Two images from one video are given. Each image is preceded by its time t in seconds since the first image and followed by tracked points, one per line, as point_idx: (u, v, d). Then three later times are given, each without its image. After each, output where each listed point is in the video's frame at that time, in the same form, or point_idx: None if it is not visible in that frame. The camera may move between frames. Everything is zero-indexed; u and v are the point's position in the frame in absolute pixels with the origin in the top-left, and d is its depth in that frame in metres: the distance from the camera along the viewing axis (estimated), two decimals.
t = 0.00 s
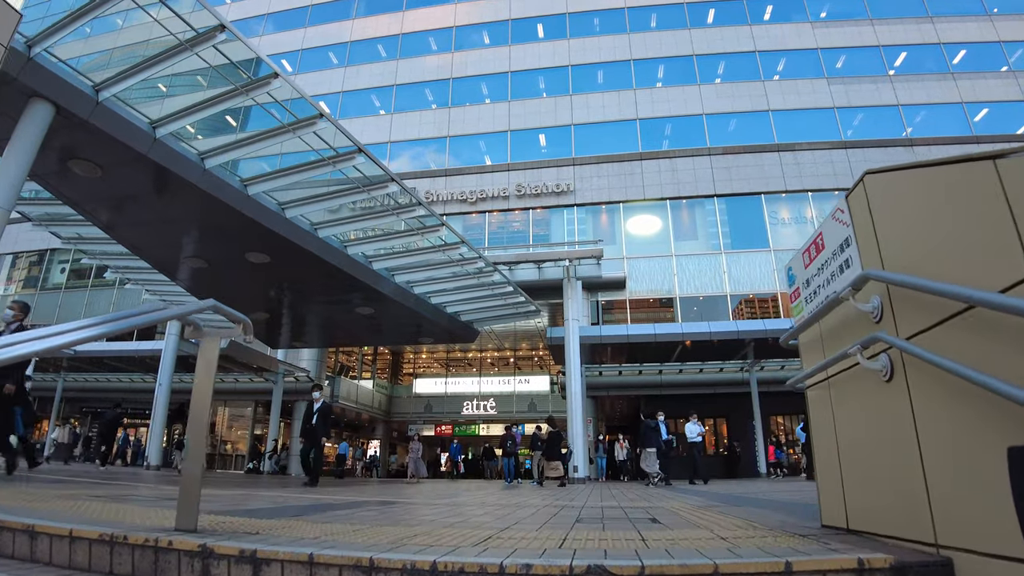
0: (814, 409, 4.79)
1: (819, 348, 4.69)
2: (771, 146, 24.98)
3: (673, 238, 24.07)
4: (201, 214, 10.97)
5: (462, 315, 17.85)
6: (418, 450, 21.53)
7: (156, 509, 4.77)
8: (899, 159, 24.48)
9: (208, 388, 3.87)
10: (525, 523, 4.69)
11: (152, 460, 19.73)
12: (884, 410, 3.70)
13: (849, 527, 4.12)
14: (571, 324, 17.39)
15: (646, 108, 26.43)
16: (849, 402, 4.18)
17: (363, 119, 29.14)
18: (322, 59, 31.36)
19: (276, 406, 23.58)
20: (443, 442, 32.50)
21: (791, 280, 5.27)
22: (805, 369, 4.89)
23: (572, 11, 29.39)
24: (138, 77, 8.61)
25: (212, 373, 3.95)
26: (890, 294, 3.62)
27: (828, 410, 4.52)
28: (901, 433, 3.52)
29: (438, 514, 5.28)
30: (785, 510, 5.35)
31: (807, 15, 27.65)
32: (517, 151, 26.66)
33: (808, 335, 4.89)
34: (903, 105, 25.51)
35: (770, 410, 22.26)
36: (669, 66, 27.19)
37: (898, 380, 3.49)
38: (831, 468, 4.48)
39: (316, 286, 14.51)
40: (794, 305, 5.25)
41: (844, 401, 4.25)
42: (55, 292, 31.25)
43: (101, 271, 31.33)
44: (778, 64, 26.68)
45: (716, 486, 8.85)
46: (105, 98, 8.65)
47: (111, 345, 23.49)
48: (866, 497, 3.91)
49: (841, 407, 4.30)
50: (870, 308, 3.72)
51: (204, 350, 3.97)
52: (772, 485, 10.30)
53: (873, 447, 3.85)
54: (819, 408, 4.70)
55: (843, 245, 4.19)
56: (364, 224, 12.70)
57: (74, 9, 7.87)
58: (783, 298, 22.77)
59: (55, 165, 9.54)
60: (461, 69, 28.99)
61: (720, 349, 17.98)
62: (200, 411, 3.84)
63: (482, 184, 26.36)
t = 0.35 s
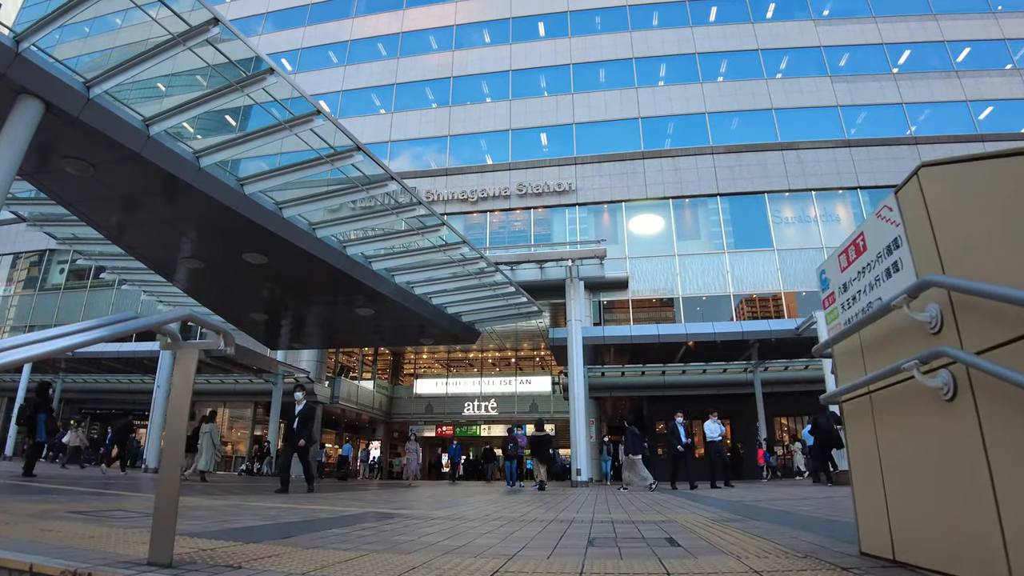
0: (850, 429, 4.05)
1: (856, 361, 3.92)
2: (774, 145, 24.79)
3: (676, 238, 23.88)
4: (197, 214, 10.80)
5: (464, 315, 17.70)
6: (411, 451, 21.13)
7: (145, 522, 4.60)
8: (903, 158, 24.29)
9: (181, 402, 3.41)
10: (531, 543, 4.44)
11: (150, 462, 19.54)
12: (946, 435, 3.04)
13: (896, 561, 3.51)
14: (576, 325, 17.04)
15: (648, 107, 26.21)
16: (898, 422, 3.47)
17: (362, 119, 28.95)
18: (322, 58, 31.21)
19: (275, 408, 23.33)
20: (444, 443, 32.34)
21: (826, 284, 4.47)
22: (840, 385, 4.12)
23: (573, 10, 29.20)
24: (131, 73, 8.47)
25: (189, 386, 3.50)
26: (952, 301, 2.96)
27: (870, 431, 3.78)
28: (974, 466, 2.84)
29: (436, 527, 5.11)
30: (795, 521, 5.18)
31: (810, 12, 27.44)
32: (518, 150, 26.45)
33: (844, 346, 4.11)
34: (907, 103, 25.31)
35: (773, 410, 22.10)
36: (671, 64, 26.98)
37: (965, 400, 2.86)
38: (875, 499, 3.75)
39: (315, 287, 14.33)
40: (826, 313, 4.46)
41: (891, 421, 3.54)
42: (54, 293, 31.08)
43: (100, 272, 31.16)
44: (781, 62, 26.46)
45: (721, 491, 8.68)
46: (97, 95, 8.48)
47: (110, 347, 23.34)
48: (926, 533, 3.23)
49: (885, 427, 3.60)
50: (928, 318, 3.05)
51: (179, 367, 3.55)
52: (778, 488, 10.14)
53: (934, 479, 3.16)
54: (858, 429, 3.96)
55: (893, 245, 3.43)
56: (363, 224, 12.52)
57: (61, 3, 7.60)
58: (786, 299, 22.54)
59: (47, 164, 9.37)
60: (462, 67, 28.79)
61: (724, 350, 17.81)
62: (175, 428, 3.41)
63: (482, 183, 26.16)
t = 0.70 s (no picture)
0: (879, 453, 3.20)
1: (888, 392, 3.08)
2: (778, 145, 24.59)
3: (678, 239, 23.70)
4: (191, 216, 10.63)
5: (463, 318, 17.54)
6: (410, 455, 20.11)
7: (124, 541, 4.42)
8: (907, 159, 24.09)
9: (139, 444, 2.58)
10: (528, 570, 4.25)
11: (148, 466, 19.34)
12: (1006, 490, 2.17)
13: None
14: (577, 328, 16.81)
15: (650, 107, 26.02)
16: (942, 459, 2.61)
17: (363, 119, 28.80)
18: (322, 58, 31.09)
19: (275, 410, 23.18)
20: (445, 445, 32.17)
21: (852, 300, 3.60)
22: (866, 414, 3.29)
23: (575, 9, 29.00)
24: (122, 70, 8.25)
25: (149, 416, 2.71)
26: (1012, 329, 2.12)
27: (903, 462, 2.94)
28: None
29: (430, 549, 4.90)
30: (802, 540, 4.97)
31: (814, 12, 27.22)
32: (520, 150, 26.27)
33: (872, 373, 3.27)
34: (912, 104, 25.10)
35: (777, 413, 21.87)
36: (673, 64, 26.77)
37: None
38: (904, 543, 2.94)
39: (312, 289, 14.17)
40: (852, 334, 3.62)
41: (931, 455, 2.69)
42: (53, 294, 30.94)
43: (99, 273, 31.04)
44: (784, 62, 26.25)
45: (724, 502, 8.45)
46: (86, 94, 8.33)
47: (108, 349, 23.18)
48: None
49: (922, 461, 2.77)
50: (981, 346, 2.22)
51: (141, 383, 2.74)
52: (783, 496, 9.91)
53: (981, 541, 2.33)
54: (887, 457, 3.12)
55: (946, 259, 2.56)
56: (360, 226, 12.36)
57: None
58: (787, 300, 22.41)
59: (36, 164, 9.19)
60: (463, 67, 28.61)
61: (727, 353, 17.60)
62: (131, 476, 2.59)
63: (484, 184, 26.00)
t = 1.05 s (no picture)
0: (890, 486, 2.75)
1: (902, 419, 2.54)
2: (775, 145, 24.44)
3: (675, 239, 23.54)
4: (176, 218, 10.42)
5: (457, 321, 17.34)
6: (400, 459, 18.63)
7: (88, 560, 4.26)
8: (905, 159, 23.97)
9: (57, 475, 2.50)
10: None
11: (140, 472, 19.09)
12: None
13: None
14: (572, 329, 16.67)
15: (647, 106, 25.86)
16: (964, 495, 2.15)
17: (357, 119, 28.62)
18: (317, 58, 30.91)
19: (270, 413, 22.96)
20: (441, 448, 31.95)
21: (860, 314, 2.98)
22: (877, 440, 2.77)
23: (571, 9, 28.83)
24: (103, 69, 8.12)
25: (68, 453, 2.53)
26: None
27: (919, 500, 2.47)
28: None
29: (409, 568, 4.73)
30: (796, 560, 4.77)
31: (811, 11, 27.08)
32: (516, 150, 26.10)
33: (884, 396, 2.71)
34: (909, 103, 24.97)
35: (775, 415, 21.72)
36: (670, 63, 26.62)
37: None
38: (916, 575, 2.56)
39: (303, 293, 13.98)
40: (857, 351, 3.00)
41: (952, 494, 2.22)
42: (47, 297, 30.74)
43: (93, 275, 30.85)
44: (781, 61, 26.11)
45: (719, 510, 8.27)
46: (64, 95, 8.09)
47: (100, 352, 23.01)
48: None
49: (941, 500, 2.31)
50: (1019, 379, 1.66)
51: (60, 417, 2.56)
52: (780, 502, 9.74)
53: None
54: (900, 491, 2.65)
55: (970, 272, 1.96)
56: (350, 228, 12.15)
57: None
58: (785, 300, 22.29)
59: (15, 166, 8.95)
60: (458, 67, 28.44)
61: (725, 354, 17.42)
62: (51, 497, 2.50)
63: (479, 184, 25.82)
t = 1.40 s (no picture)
0: (918, 511, 2.56)
1: (934, 440, 2.35)
2: (774, 144, 24.30)
3: (674, 239, 23.40)
4: (165, 218, 10.25)
5: (454, 322, 17.19)
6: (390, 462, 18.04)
7: (67, 570, 4.16)
8: (905, 158, 23.85)
9: None
10: None
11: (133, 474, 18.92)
12: None
13: None
14: (571, 330, 16.44)
15: (645, 105, 25.71)
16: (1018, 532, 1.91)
17: (354, 118, 28.44)
18: (313, 57, 30.72)
19: (265, 414, 22.79)
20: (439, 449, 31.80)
21: (881, 320, 2.65)
22: (902, 460, 2.58)
23: (569, 7, 28.65)
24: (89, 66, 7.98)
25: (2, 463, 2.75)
26: None
27: (955, 528, 2.29)
28: None
29: None
30: (797, 570, 4.65)
31: (810, 10, 26.94)
32: (514, 150, 25.93)
33: (911, 416, 2.50)
34: (909, 102, 24.85)
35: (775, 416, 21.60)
36: (669, 62, 26.45)
37: None
38: None
39: (298, 293, 13.84)
40: (880, 366, 2.69)
41: (994, 529, 2.04)
42: (41, 298, 30.51)
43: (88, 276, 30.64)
44: (780, 60, 25.97)
45: (719, 516, 8.11)
46: (47, 91, 7.95)
47: (95, 354, 22.82)
48: None
49: (980, 533, 2.12)
50: None
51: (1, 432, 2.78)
52: (780, 507, 9.60)
53: None
54: (929, 517, 2.47)
55: None
56: (344, 227, 12.00)
57: None
58: (784, 300, 22.17)
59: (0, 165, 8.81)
60: (456, 66, 28.27)
61: (724, 355, 17.28)
62: None
63: (477, 184, 25.65)
